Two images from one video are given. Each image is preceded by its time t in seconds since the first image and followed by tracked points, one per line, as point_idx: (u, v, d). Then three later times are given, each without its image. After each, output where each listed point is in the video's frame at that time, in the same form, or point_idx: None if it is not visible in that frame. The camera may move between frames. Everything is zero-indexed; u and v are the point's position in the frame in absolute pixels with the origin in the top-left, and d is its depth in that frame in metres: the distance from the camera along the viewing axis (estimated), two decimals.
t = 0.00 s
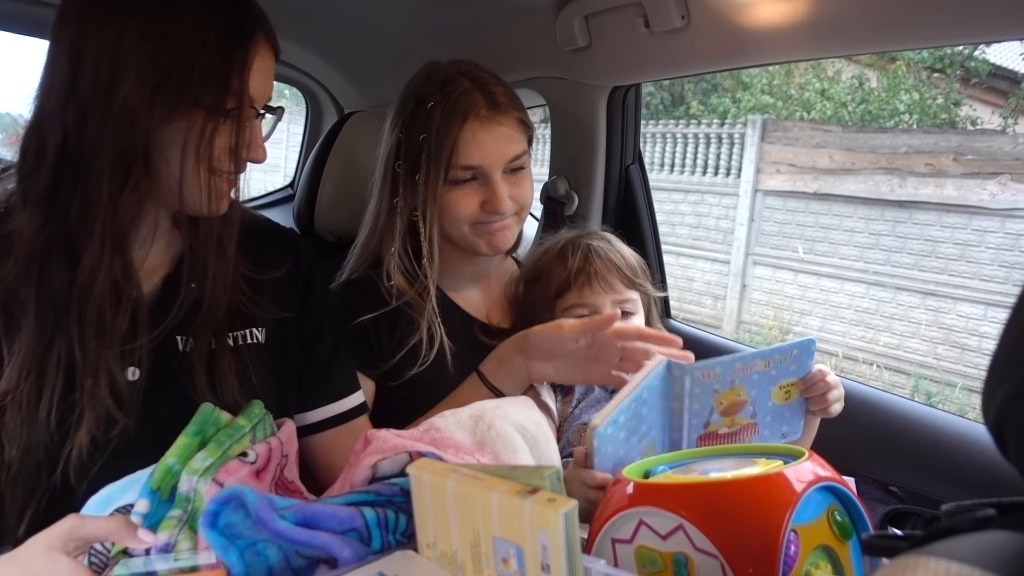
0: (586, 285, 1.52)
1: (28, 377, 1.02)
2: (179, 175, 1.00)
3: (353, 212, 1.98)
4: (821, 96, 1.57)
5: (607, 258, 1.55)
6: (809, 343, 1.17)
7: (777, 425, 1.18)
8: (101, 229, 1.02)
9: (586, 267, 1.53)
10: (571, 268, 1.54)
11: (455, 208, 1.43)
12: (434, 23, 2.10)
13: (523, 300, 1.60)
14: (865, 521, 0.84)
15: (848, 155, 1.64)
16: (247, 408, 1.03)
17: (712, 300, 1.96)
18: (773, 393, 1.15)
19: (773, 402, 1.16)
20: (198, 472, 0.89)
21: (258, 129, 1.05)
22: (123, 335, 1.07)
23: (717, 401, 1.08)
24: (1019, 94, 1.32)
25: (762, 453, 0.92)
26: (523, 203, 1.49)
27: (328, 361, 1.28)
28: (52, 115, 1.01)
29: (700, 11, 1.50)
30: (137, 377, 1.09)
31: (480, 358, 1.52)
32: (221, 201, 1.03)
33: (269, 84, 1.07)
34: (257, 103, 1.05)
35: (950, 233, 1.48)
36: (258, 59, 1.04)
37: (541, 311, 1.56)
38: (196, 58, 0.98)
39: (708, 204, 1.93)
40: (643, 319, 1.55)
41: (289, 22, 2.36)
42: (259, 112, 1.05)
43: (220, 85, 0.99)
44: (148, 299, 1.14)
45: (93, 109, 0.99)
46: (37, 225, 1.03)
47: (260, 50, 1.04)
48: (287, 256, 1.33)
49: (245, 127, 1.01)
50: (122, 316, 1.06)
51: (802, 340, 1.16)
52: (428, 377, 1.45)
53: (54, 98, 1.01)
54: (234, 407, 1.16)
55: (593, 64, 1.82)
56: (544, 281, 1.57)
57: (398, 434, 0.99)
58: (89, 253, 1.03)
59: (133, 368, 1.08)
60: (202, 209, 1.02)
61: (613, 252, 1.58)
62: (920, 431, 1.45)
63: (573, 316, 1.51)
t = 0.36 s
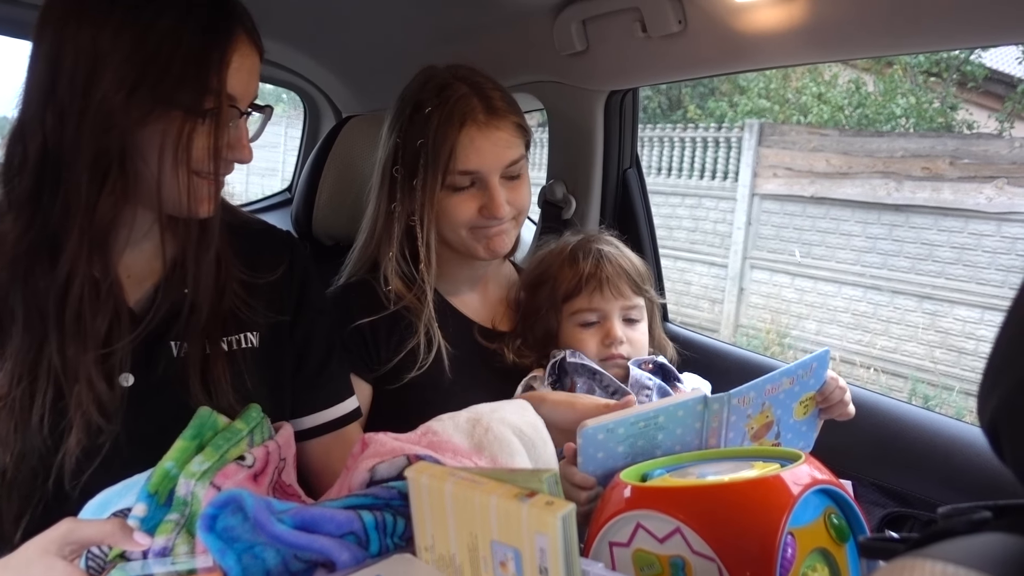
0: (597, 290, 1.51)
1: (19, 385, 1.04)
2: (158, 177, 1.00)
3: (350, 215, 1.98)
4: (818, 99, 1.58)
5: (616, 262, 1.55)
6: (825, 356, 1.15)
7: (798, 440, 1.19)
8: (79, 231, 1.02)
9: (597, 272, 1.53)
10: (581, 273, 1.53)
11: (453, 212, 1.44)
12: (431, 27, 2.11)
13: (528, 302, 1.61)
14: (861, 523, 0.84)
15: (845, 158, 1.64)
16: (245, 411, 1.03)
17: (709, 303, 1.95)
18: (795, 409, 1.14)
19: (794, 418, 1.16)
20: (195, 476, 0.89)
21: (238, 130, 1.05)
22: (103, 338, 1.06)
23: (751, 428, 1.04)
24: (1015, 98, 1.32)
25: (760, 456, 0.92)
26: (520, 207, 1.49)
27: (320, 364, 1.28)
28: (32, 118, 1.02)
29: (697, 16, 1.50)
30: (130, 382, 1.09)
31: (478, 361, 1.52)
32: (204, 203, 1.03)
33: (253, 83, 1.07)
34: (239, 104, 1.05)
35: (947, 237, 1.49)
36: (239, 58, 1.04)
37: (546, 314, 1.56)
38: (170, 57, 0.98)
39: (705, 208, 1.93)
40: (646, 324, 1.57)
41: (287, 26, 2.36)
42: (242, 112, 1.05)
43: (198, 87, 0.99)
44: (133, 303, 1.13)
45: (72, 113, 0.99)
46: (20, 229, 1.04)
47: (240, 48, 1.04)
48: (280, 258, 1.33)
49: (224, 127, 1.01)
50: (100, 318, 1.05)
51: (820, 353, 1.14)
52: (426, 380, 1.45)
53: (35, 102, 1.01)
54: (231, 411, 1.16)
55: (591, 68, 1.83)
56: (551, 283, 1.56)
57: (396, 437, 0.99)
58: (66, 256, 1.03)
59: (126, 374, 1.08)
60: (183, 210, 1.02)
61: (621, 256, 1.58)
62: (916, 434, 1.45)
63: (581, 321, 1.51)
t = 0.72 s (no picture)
0: (580, 292, 1.52)
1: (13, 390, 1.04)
2: (147, 182, 1.00)
3: (347, 219, 1.98)
4: (814, 104, 1.58)
5: (602, 266, 1.56)
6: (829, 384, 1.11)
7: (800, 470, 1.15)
8: (66, 237, 1.02)
9: (581, 274, 1.54)
10: (565, 276, 1.54)
11: (452, 216, 1.44)
12: (428, 31, 2.11)
13: (519, 306, 1.62)
14: (858, 525, 0.84)
15: (841, 163, 1.65)
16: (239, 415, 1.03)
17: (706, 307, 1.96)
18: (795, 439, 1.10)
19: (796, 447, 1.12)
20: (190, 480, 0.88)
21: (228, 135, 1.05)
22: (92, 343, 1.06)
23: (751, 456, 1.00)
24: (1011, 103, 1.32)
25: (755, 459, 0.92)
26: (519, 213, 1.49)
27: (314, 367, 1.28)
28: (20, 123, 1.02)
29: (694, 21, 1.50)
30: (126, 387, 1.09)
31: (476, 365, 1.52)
32: (194, 208, 1.03)
33: (242, 87, 1.07)
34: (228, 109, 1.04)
35: (943, 241, 1.49)
36: (227, 62, 1.03)
37: (536, 317, 1.58)
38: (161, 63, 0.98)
39: (702, 212, 1.93)
40: (638, 327, 1.56)
41: (284, 30, 2.37)
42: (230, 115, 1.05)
43: (187, 92, 0.99)
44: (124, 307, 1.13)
45: (59, 118, 0.99)
46: (7, 237, 1.04)
47: (227, 51, 1.04)
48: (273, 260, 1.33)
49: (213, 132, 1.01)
50: (88, 325, 1.05)
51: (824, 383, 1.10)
52: (424, 384, 1.45)
53: (21, 109, 1.01)
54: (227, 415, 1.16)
55: (588, 72, 1.83)
56: (539, 288, 1.58)
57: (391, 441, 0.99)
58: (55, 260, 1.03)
59: (121, 379, 1.08)
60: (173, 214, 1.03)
61: (608, 260, 1.58)
62: (913, 438, 1.44)
63: (568, 323, 1.52)
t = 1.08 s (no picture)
0: (603, 301, 1.50)
1: None
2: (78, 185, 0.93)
3: (344, 222, 1.98)
4: (811, 106, 1.62)
5: (622, 273, 1.54)
6: (850, 436, 1.00)
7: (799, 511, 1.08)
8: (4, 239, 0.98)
9: (606, 283, 1.51)
10: (588, 283, 1.52)
11: (450, 219, 1.44)
12: (425, 34, 2.12)
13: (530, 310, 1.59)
14: (856, 526, 0.84)
15: (838, 164, 1.73)
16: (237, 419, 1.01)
17: (703, 309, 1.95)
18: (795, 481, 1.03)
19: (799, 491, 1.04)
20: (187, 484, 0.87)
21: (148, 140, 0.92)
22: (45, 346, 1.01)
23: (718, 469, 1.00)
24: (1007, 104, 1.33)
25: (751, 461, 0.92)
26: (515, 217, 1.50)
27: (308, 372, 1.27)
28: None
29: (690, 23, 1.50)
30: (120, 395, 1.05)
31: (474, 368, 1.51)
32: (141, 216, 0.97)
33: (188, 86, 0.95)
34: (150, 111, 0.92)
35: (940, 242, 1.50)
36: (140, 58, 0.91)
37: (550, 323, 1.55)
38: (102, 52, 0.90)
39: (699, 214, 1.97)
40: (649, 334, 1.57)
41: (280, 34, 2.37)
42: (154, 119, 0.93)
43: (90, 92, 0.89)
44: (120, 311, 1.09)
45: None
46: None
47: (144, 43, 0.92)
48: (273, 266, 1.32)
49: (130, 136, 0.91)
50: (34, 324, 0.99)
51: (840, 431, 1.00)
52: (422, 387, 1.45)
53: None
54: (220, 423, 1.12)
55: (583, 75, 1.84)
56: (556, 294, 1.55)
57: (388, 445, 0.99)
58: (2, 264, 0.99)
59: (115, 386, 1.05)
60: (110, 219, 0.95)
61: (627, 266, 1.57)
62: (911, 437, 1.40)
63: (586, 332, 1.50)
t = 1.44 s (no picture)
0: (604, 304, 1.50)
1: None
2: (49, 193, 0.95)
3: (343, 224, 1.98)
4: (809, 108, 1.61)
5: (622, 275, 1.54)
6: (852, 438, 1.00)
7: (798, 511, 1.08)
8: None
9: (605, 286, 1.51)
10: (589, 285, 1.51)
11: (451, 222, 1.44)
12: (423, 37, 2.12)
13: (530, 312, 1.59)
14: (857, 528, 0.84)
15: (837, 166, 1.71)
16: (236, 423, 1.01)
17: (702, 311, 1.95)
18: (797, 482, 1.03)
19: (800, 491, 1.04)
20: (184, 488, 0.83)
21: (109, 146, 0.94)
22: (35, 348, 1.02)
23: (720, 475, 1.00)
24: (1005, 106, 1.33)
25: (753, 463, 0.92)
26: (515, 222, 1.50)
27: (308, 377, 1.26)
28: None
29: (688, 25, 1.50)
30: (106, 402, 1.05)
31: (474, 370, 1.51)
32: (115, 224, 0.97)
33: (147, 92, 0.97)
34: (109, 119, 0.94)
35: (940, 243, 1.50)
36: (91, 66, 0.93)
37: (551, 325, 1.55)
38: (55, 60, 0.92)
39: (698, 216, 1.97)
40: (649, 337, 1.57)
41: (278, 37, 2.37)
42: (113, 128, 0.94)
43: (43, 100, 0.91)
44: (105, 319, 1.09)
45: None
46: None
47: (97, 51, 0.94)
48: (265, 263, 1.31)
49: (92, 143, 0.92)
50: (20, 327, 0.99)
51: (843, 433, 0.99)
52: (422, 390, 1.45)
53: None
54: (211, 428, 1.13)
55: (582, 76, 1.84)
56: (556, 296, 1.55)
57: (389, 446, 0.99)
58: None
59: (102, 392, 1.05)
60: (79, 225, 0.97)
61: (624, 269, 1.56)
62: (910, 439, 1.41)
63: (586, 334, 1.51)
